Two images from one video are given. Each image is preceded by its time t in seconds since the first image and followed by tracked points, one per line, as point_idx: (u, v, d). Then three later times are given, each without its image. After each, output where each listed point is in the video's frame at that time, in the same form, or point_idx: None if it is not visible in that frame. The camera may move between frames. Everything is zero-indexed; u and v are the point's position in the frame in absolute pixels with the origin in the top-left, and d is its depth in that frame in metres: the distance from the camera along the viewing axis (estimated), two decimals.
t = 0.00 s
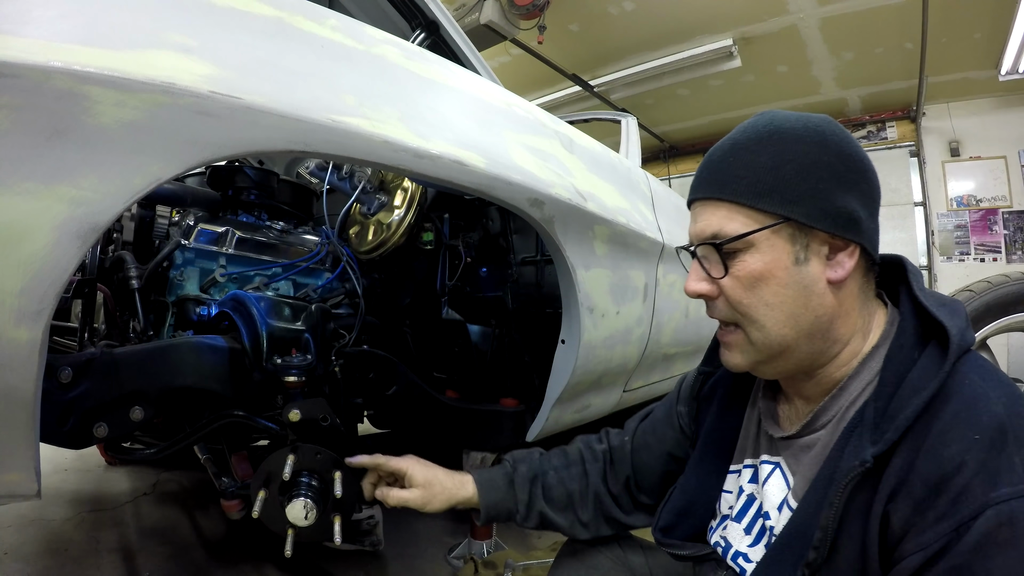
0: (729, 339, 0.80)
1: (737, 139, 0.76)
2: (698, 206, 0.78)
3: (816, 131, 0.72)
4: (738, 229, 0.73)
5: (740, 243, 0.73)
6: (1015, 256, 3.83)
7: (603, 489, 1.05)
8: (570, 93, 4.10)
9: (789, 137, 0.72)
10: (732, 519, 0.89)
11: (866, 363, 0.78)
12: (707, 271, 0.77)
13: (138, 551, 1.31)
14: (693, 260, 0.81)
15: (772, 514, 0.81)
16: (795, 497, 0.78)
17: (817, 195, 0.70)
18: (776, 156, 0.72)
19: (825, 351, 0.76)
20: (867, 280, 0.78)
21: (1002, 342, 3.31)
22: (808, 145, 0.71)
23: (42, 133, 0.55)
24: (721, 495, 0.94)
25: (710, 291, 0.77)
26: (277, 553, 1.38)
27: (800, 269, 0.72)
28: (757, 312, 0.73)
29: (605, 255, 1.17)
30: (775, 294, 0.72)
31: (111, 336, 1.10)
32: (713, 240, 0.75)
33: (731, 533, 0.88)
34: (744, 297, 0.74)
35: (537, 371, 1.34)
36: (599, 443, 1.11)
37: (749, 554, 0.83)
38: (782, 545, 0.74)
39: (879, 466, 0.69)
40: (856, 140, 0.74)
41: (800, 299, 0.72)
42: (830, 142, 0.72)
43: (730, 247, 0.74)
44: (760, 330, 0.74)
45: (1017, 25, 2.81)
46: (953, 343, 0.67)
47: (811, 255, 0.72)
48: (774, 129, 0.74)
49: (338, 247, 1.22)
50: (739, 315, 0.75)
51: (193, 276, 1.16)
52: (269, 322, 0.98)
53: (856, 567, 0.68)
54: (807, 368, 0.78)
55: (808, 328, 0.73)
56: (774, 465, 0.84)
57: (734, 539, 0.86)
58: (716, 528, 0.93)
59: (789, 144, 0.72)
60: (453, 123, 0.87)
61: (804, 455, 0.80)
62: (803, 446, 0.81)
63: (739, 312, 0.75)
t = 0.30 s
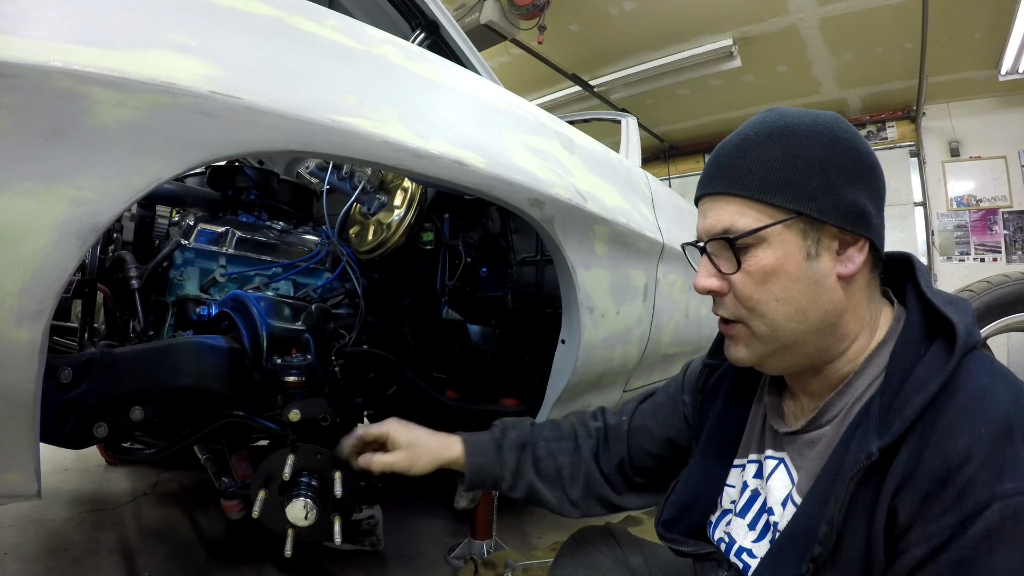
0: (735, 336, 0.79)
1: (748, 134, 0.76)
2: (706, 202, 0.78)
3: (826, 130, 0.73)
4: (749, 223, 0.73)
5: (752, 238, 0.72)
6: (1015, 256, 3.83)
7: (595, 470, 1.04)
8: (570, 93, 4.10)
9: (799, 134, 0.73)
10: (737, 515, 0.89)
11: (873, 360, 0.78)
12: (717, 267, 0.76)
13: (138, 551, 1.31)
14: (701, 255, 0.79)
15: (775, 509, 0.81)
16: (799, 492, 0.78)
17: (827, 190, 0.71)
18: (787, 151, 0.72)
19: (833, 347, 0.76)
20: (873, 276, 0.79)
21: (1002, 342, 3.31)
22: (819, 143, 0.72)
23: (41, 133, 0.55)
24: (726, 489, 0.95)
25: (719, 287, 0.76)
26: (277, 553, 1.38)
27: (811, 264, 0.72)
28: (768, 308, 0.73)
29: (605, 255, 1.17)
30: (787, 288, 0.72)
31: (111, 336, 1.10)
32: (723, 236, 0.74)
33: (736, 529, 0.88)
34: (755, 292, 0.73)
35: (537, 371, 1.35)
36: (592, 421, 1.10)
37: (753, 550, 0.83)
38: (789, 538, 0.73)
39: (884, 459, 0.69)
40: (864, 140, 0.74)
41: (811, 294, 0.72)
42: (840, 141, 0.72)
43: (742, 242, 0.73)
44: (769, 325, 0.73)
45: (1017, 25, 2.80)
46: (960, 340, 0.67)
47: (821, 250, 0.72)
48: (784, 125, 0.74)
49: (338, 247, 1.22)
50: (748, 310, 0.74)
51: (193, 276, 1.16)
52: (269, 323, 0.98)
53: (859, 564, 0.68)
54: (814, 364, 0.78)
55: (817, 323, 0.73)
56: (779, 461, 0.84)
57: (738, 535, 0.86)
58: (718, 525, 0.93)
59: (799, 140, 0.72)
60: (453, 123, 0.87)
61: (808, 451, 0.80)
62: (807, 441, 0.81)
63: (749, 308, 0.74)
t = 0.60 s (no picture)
0: (723, 329, 0.79)
1: (727, 138, 0.78)
2: (692, 202, 0.80)
3: (802, 131, 0.74)
4: (730, 218, 0.74)
5: (734, 231, 0.73)
6: (1015, 256, 3.83)
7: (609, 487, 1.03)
8: (570, 93, 4.10)
9: (775, 135, 0.74)
10: (725, 504, 0.90)
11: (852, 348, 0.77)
12: (704, 261, 0.77)
13: (138, 551, 1.31)
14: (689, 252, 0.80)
15: (762, 497, 0.80)
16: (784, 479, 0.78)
17: (801, 183, 0.71)
18: (764, 150, 0.73)
19: (817, 337, 0.76)
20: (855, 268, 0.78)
21: (1002, 342, 3.31)
22: (794, 141, 0.73)
23: (41, 134, 0.55)
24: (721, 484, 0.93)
25: (705, 281, 0.77)
26: (277, 553, 1.38)
27: (791, 253, 0.72)
28: (752, 297, 0.73)
29: (605, 255, 1.17)
30: (769, 278, 0.72)
31: (111, 335, 1.10)
32: (709, 230, 0.75)
33: (725, 517, 0.89)
34: (738, 284, 0.74)
35: (537, 371, 1.35)
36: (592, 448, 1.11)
37: (741, 538, 0.84)
38: (768, 527, 0.74)
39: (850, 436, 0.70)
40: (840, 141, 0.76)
41: (793, 283, 0.72)
42: (815, 140, 0.73)
43: (725, 235, 0.74)
44: (753, 314, 0.73)
45: (1017, 25, 2.81)
46: (927, 321, 0.67)
47: (800, 240, 0.72)
48: (760, 127, 0.76)
49: (338, 247, 1.22)
50: (732, 303, 0.75)
51: (193, 276, 1.16)
52: (269, 323, 0.98)
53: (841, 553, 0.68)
54: (798, 354, 0.77)
55: (799, 313, 0.73)
56: (767, 451, 0.84)
57: (727, 523, 0.88)
58: (716, 516, 0.93)
59: (775, 139, 0.74)
60: (453, 123, 0.87)
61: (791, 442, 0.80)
62: (791, 432, 0.81)
63: (733, 300, 0.74)
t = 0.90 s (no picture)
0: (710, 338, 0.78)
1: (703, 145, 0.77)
2: (671, 211, 0.79)
3: (774, 136, 0.73)
4: (710, 225, 0.73)
5: (714, 237, 0.73)
6: (1015, 256, 3.82)
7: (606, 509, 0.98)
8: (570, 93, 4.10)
9: (749, 141, 0.74)
10: (714, 511, 0.89)
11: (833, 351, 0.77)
12: (684, 268, 0.76)
13: (138, 551, 1.31)
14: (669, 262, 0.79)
15: (752, 501, 0.79)
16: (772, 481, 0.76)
17: (779, 188, 0.71)
18: (739, 157, 0.73)
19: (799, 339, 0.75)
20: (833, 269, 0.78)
21: (1003, 341, 3.31)
22: (768, 147, 0.72)
23: (42, 134, 0.55)
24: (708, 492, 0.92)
25: (688, 290, 0.76)
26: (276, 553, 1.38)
27: (770, 257, 0.72)
28: (733, 304, 0.72)
29: (605, 255, 1.17)
30: (750, 284, 0.72)
31: (111, 335, 1.10)
32: (687, 237, 0.74)
33: (713, 525, 0.88)
34: (720, 290, 0.73)
35: (537, 371, 1.34)
36: (585, 473, 1.07)
37: (731, 543, 0.83)
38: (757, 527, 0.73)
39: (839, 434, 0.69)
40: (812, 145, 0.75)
41: (773, 287, 0.72)
42: (788, 144, 0.73)
43: (704, 242, 0.73)
44: (736, 321, 0.73)
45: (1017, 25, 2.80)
46: (907, 317, 0.67)
47: (779, 243, 0.72)
48: (734, 134, 0.75)
49: (338, 247, 1.22)
50: (716, 309, 0.74)
51: (193, 276, 1.16)
52: (269, 322, 0.98)
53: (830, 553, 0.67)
54: (781, 358, 0.77)
55: (781, 316, 0.73)
56: (755, 455, 0.83)
57: (716, 530, 0.86)
58: (705, 524, 0.91)
59: (750, 145, 0.73)
60: (452, 123, 0.87)
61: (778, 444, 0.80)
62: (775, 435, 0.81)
63: (716, 306, 0.74)
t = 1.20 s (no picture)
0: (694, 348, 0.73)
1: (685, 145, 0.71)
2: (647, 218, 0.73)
3: (760, 136, 0.67)
4: (690, 234, 0.68)
5: (697, 247, 0.67)
6: (1015, 256, 3.81)
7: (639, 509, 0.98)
8: (570, 93, 4.10)
9: (734, 141, 0.67)
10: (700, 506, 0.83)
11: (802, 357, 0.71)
12: (664, 277, 0.71)
13: (138, 551, 1.31)
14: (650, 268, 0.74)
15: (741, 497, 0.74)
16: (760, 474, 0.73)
17: (759, 196, 0.65)
18: (722, 159, 0.67)
19: (784, 351, 0.71)
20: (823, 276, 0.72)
21: (1003, 341, 3.31)
22: (752, 148, 0.66)
23: (42, 133, 0.55)
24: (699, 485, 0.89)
25: (670, 299, 0.71)
26: (276, 553, 1.38)
27: (753, 267, 0.66)
28: (715, 317, 0.68)
29: (605, 255, 1.17)
30: (732, 296, 0.67)
31: (111, 335, 1.10)
32: (666, 246, 0.69)
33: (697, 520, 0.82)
34: (702, 302, 0.68)
35: (537, 371, 1.34)
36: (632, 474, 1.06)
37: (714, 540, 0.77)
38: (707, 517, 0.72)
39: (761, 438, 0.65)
40: (801, 144, 0.69)
41: (757, 299, 0.66)
42: (774, 145, 0.67)
43: (687, 252, 0.68)
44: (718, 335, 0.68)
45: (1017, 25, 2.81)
46: (846, 332, 0.58)
47: (763, 253, 0.66)
48: (719, 133, 0.69)
49: (338, 247, 1.22)
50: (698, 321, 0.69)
51: (193, 276, 1.16)
52: (269, 323, 0.98)
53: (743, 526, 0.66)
54: (765, 369, 0.72)
55: (764, 329, 0.68)
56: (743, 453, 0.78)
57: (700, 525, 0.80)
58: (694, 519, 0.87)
59: (733, 147, 0.67)
60: (453, 123, 0.87)
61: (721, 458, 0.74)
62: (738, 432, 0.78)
63: (698, 318, 0.69)
